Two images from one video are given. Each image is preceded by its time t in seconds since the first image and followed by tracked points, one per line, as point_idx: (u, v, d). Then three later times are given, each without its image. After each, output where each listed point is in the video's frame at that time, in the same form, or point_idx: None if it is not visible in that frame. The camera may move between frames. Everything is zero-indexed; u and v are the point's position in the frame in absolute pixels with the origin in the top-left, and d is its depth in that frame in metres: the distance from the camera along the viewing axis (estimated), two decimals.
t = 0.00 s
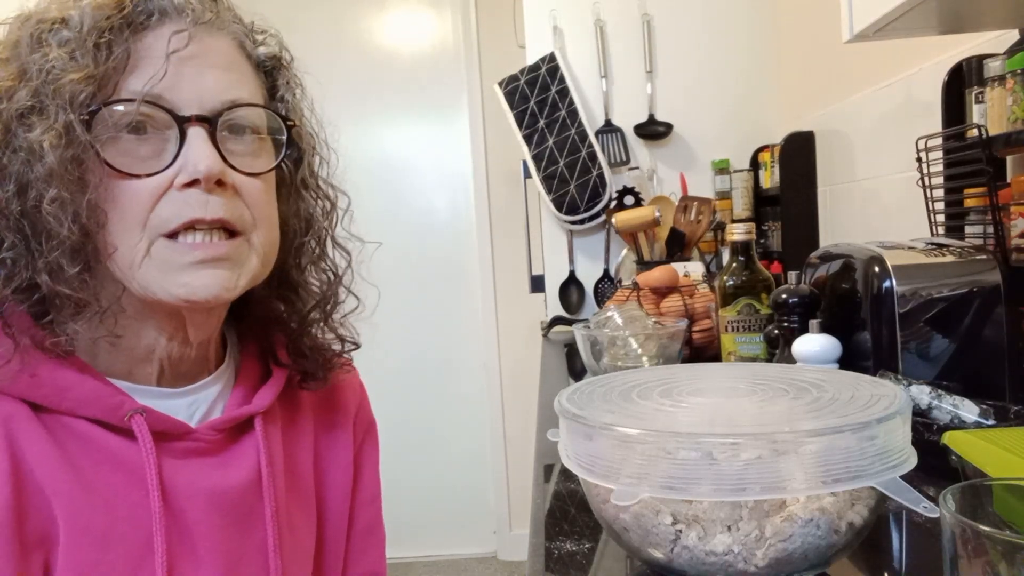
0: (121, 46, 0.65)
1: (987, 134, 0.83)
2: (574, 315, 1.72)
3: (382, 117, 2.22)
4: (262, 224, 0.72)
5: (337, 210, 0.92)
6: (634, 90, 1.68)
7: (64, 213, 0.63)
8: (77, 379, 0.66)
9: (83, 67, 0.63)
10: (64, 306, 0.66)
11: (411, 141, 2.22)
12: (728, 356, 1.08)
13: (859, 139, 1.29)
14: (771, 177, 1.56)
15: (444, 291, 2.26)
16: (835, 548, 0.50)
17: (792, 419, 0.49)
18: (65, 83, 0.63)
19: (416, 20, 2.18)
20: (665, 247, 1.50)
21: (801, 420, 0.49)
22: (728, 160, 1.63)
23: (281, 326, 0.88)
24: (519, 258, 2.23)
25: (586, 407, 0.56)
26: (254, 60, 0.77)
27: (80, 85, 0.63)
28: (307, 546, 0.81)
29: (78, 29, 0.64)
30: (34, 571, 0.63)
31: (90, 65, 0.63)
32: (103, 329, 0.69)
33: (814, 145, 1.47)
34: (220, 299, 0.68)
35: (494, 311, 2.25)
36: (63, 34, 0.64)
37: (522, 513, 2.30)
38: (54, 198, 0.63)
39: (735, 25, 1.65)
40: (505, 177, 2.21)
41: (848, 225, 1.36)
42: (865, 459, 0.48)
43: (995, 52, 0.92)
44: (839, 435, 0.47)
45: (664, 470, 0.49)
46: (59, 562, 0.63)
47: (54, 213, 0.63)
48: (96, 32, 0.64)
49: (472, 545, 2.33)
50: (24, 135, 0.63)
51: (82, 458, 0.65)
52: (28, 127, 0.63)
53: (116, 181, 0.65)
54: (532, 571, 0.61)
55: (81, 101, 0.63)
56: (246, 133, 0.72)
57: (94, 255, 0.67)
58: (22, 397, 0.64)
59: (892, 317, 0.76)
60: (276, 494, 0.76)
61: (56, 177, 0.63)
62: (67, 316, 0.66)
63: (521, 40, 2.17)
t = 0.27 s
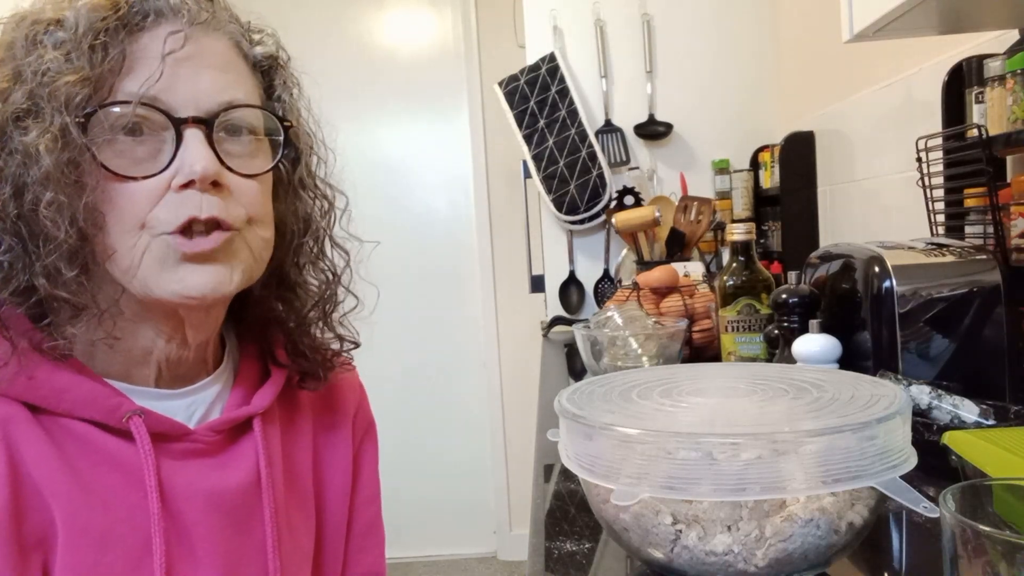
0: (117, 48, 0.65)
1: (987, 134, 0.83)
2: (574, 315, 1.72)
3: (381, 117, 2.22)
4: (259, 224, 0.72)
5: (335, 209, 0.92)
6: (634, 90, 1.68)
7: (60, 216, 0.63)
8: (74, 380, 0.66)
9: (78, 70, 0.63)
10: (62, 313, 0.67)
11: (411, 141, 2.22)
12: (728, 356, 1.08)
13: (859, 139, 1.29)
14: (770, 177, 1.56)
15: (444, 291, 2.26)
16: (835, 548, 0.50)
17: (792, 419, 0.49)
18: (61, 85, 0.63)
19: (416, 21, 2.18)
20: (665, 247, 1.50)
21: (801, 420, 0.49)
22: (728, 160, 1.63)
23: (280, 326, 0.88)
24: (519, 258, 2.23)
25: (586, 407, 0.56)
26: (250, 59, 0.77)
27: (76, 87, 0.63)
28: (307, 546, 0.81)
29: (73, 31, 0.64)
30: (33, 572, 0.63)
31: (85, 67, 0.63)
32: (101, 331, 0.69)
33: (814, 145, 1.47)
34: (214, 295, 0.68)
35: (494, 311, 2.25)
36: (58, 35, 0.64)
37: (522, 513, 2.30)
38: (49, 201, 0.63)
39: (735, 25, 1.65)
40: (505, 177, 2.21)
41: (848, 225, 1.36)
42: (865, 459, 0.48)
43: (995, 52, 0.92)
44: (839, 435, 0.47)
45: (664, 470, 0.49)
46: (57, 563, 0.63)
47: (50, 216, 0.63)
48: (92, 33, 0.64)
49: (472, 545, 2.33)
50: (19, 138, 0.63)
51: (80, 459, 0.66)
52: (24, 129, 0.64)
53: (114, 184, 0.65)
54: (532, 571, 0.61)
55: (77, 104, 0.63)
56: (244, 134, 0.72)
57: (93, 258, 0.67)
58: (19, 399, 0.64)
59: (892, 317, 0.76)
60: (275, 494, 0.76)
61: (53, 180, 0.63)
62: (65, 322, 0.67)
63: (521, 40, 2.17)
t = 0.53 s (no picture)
0: (117, 47, 0.65)
1: (987, 134, 0.83)
2: (574, 315, 1.72)
3: (381, 117, 2.22)
4: (260, 224, 0.72)
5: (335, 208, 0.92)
6: (634, 90, 1.68)
7: (61, 214, 0.63)
8: (74, 380, 0.66)
9: (79, 68, 0.63)
10: (62, 312, 0.66)
11: (411, 141, 2.22)
12: (728, 356, 1.08)
13: (859, 138, 1.29)
14: (771, 177, 1.56)
15: (444, 291, 2.26)
16: (835, 548, 0.50)
17: (792, 419, 0.49)
18: (61, 84, 0.63)
19: (416, 21, 2.18)
20: (665, 247, 1.50)
21: (801, 420, 0.49)
22: (728, 160, 1.63)
23: (280, 327, 0.88)
24: (519, 258, 2.23)
25: (586, 407, 0.56)
26: (251, 59, 0.77)
27: (76, 86, 0.63)
28: (306, 546, 0.81)
29: (73, 30, 0.64)
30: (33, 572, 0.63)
31: (86, 65, 0.63)
32: (101, 330, 0.69)
33: (815, 145, 1.47)
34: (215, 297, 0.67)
35: (494, 311, 2.25)
36: (59, 35, 0.64)
37: (522, 513, 2.30)
38: (49, 200, 0.63)
39: (735, 25, 1.65)
40: (505, 177, 2.21)
41: (848, 225, 1.36)
42: (865, 459, 0.48)
43: (995, 52, 0.92)
44: (839, 435, 0.47)
45: (664, 470, 0.48)
46: (57, 564, 0.63)
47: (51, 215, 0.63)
48: (92, 32, 0.64)
49: (472, 545, 2.33)
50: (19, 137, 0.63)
51: (80, 459, 0.66)
52: (24, 128, 0.63)
53: (114, 183, 0.65)
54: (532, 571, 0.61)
55: (78, 102, 0.63)
56: (244, 134, 0.72)
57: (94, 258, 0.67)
58: (19, 400, 0.64)
59: (892, 317, 0.76)
60: (275, 495, 0.76)
61: (54, 178, 0.63)
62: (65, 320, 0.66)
63: (521, 40, 2.17)
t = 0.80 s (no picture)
0: (117, 44, 0.65)
1: (987, 135, 0.83)
2: (574, 315, 1.72)
3: (381, 117, 2.22)
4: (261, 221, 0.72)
5: (336, 206, 0.92)
6: (634, 90, 1.68)
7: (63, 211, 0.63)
8: (76, 379, 0.66)
9: (79, 65, 0.63)
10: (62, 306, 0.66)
11: (411, 141, 2.22)
12: (728, 356, 1.09)
13: (859, 138, 1.29)
14: (770, 177, 1.56)
15: (444, 291, 2.27)
16: (835, 548, 0.50)
17: (792, 419, 0.49)
18: (62, 81, 0.63)
19: (416, 21, 2.18)
20: (665, 247, 1.50)
21: (801, 420, 0.49)
22: (728, 160, 1.63)
23: (280, 326, 0.88)
24: (519, 258, 2.23)
25: (586, 407, 0.56)
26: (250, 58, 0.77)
27: (76, 83, 0.63)
28: (307, 546, 0.81)
29: (74, 29, 0.64)
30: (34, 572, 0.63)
31: (86, 62, 0.63)
32: (103, 328, 0.69)
33: (814, 145, 1.47)
34: (220, 296, 0.67)
35: (494, 310, 2.24)
36: (59, 33, 0.64)
37: (522, 513, 2.30)
38: (51, 195, 0.63)
39: (735, 26, 1.65)
40: (505, 177, 2.20)
41: (848, 224, 1.36)
42: (865, 459, 0.48)
43: (995, 52, 0.92)
44: (839, 435, 0.47)
45: (664, 470, 0.49)
46: (58, 564, 0.63)
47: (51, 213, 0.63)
48: (92, 30, 0.64)
49: (472, 545, 2.33)
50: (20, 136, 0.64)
51: (81, 459, 0.65)
52: (26, 125, 0.64)
53: (116, 180, 0.65)
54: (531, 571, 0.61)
55: (78, 100, 0.63)
56: (243, 132, 0.72)
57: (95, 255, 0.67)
58: (20, 399, 0.64)
59: (892, 317, 0.76)
60: (276, 495, 0.76)
61: (55, 175, 0.63)
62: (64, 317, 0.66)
63: (521, 40, 2.17)
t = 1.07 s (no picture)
0: (121, 42, 0.65)
1: (987, 134, 0.83)
2: (574, 315, 1.72)
3: (381, 117, 2.22)
4: (264, 219, 0.72)
5: (338, 205, 0.91)
6: (634, 91, 1.68)
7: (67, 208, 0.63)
8: (80, 378, 0.66)
9: (84, 64, 0.63)
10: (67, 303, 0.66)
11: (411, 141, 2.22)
12: (728, 356, 1.09)
13: (859, 138, 1.29)
14: (771, 177, 1.56)
15: (444, 291, 2.27)
16: (835, 548, 0.50)
17: (793, 419, 0.49)
18: (67, 79, 0.63)
19: (416, 21, 2.18)
20: (665, 247, 1.50)
21: (802, 420, 0.49)
22: (728, 160, 1.63)
23: (282, 325, 0.88)
24: (519, 258, 2.23)
25: (586, 407, 0.56)
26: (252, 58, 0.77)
27: (81, 81, 0.63)
28: (308, 546, 0.81)
29: (78, 28, 0.64)
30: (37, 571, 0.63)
31: (91, 61, 0.64)
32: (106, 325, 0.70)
33: (815, 144, 1.47)
34: (224, 289, 0.68)
35: (494, 310, 2.24)
36: (64, 32, 0.64)
37: (521, 514, 2.30)
38: (57, 192, 0.63)
39: (735, 26, 1.65)
40: (505, 177, 2.20)
41: (848, 224, 1.36)
42: (865, 459, 0.48)
43: (995, 52, 0.92)
44: (839, 435, 0.47)
45: (664, 470, 0.49)
46: (60, 563, 0.63)
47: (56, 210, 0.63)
48: (97, 29, 0.64)
49: (472, 545, 2.33)
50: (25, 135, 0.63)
51: (84, 458, 0.65)
52: (32, 123, 0.63)
53: (119, 177, 0.65)
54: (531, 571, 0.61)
55: (83, 97, 0.63)
56: (246, 130, 0.73)
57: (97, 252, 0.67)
58: (23, 397, 0.64)
59: (892, 318, 0.76)
60: (277, 495, 0.76)
61: (60, 172, 0.62)
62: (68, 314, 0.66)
63: (521, 40, 2.17)
